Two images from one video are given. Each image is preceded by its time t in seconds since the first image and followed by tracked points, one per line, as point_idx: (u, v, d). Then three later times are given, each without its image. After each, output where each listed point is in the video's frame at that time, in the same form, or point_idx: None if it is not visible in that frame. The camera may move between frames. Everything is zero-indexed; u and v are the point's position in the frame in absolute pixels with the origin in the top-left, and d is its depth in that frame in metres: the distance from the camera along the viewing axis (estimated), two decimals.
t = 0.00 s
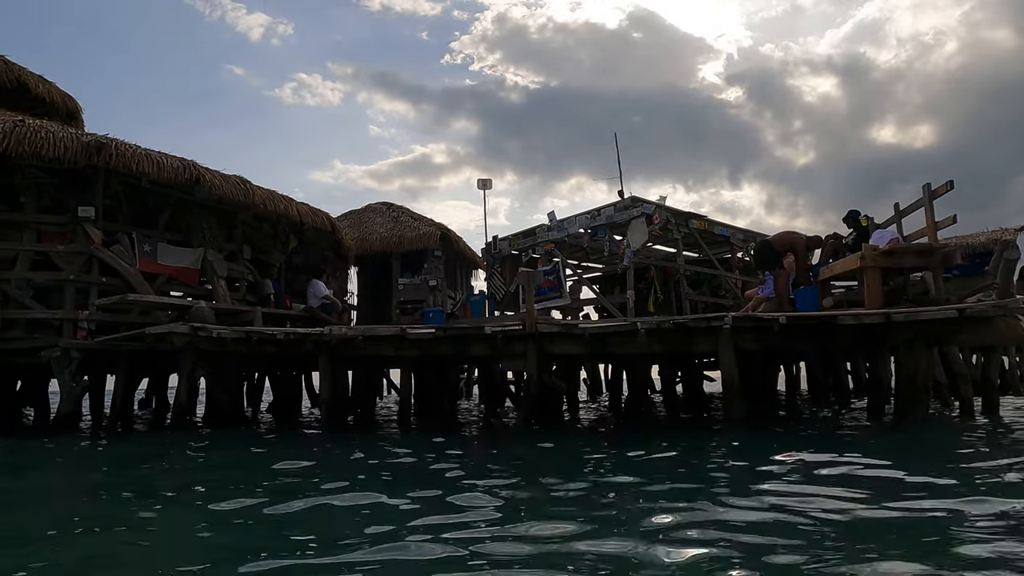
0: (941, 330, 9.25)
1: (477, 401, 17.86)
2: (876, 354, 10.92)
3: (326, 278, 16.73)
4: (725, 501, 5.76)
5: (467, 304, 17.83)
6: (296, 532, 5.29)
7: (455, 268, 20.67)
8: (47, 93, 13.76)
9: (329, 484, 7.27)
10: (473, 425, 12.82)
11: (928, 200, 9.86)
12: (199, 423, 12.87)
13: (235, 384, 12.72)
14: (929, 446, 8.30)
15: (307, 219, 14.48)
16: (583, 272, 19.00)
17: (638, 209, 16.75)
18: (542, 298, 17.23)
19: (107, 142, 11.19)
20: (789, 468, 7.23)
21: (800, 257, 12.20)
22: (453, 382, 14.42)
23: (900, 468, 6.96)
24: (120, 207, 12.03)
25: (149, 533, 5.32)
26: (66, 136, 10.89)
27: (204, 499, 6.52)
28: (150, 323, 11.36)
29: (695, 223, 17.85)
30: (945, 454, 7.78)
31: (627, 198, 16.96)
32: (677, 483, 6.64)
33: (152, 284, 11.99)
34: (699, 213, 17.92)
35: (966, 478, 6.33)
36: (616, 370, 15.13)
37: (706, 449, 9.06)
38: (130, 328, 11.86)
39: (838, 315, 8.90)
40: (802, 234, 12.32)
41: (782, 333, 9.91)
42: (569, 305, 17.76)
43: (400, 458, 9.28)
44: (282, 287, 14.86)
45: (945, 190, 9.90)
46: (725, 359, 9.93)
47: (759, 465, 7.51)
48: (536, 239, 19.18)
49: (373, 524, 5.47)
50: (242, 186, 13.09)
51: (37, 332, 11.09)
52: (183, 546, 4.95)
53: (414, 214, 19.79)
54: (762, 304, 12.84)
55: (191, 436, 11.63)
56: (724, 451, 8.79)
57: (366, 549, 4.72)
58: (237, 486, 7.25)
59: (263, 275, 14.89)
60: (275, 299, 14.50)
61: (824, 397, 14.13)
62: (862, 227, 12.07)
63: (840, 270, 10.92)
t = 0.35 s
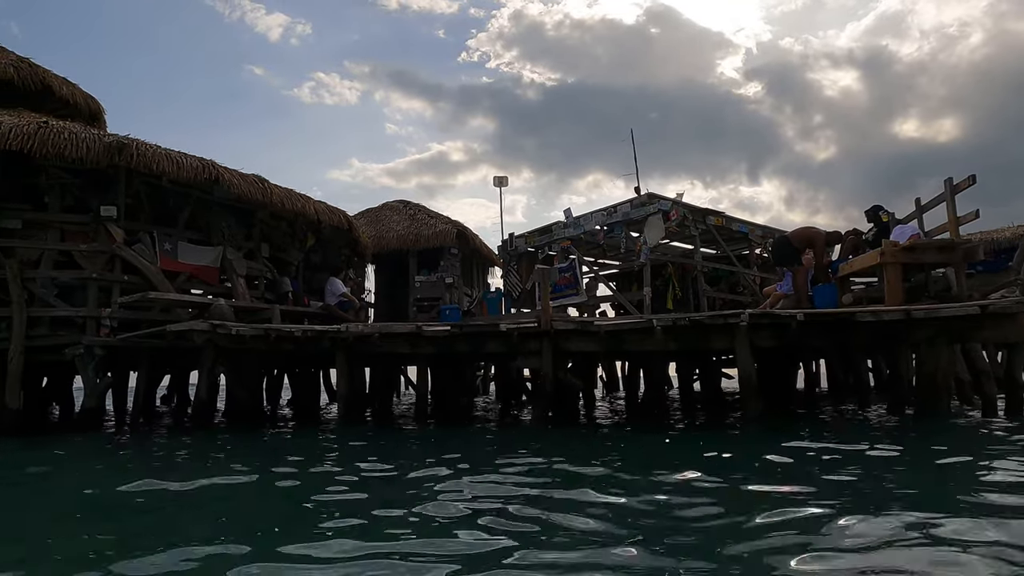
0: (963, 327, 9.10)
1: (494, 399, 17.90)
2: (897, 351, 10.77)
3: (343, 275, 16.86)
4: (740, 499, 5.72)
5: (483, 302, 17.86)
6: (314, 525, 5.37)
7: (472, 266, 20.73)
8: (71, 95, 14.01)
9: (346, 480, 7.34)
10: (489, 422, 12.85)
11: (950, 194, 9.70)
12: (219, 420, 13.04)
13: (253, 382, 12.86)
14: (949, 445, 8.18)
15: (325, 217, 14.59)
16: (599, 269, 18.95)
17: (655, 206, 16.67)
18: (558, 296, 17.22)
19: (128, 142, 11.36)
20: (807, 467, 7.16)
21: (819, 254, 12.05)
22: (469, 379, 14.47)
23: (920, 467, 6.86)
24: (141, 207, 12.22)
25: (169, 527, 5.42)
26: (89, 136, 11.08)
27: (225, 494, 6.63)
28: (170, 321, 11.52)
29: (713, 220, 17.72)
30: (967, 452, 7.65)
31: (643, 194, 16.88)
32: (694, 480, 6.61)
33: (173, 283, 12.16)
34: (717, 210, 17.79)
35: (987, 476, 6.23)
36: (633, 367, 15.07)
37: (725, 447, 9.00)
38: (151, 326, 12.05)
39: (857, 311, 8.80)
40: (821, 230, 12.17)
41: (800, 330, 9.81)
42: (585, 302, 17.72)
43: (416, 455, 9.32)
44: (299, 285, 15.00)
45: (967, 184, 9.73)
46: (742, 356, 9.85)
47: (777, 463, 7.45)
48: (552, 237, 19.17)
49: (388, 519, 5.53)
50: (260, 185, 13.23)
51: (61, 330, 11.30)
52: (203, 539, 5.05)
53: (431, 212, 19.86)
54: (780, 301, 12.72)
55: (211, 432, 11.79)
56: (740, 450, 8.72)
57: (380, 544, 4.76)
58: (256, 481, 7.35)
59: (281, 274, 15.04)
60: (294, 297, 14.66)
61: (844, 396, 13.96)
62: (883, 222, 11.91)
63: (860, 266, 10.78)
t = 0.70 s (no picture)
0: (980, 322, 8.98)
1: (506, 395, 17.94)
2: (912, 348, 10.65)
3: (356, 272, 16.93)
4: (752, 496, 5.69)
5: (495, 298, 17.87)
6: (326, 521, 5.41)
7: (484, 262, 20.75)
8: (86, 94, 14.16)
9: (358, 476, 7.38)
10: (501, 418, 12.87)
11: (967, 188, 9.57)
12: (233, 416, 13.16)
13: (267, 378, 12.96)
14: (965, 442, 8.08)
15: (337, 214, 14.65)
16: (611, 265, 18.89)
17: (667, 201, 16.59)
18: (569, 292, 17.19)
19: (142, 141, 11.46)
20: (820, 465, 7.10)
21: (833, 249, 11.93)
22: (481, 376, 14.50)
23: (936, 465, 6.78)
24: (156, 205, 12.33)
25: (184, 523, 5.48)
26: (104, 136, 11.19)
27: (239, 490, 6.69)
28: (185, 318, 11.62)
29: (726, 215, 17.61)
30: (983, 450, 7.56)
31: (655, 190, 16.80)
32: (706, 478, 6.58)
33: (187, 280, 12.27)
34: (730, 205, 17.66)
35: (1005, 475, 6.15)
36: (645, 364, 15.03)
37: (737, 444, 8.96)
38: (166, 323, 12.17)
39: (872, 307, 8.71)
40: (836, 225, 12.04)
41: (814, 326, 9.73)
42: (597, 298, 17.69)
43: (428, 451, 9.36)
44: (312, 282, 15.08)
45: (985, 178, 9.59)
46: (754, 352, 9.79)
47: (789, 461, 7.40)
48: (564, 233, 19.14)
49: (400, 515, 5.55)
50: (273, 183, 13.30)
51: (78, 327, 11.44)
52: (217, 535, 5.10)
53: (442, 209, 19.89)
54: (794, 297, 12.62)
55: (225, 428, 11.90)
56: (753, 446, 8.67)
57: (390, 541, 4.78)
58: (270, 477, 7.42)
59: (294, 271, 15.13)
60: (306, 294, 14.76)
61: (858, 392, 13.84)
62: (898, 217, 11.77)
63: (875, 261, 10.67)
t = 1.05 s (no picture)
0: (992, 317, 8.87)
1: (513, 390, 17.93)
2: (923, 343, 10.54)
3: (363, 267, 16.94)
4: (757, 492, 5.65)
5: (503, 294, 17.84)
6: (329, 515, 5.42)
7: (491, 257, 20.72)
8: (95, 91, 14.23)
9: (363, 471, 7.40)
10: (508, 414, 12.86)
11: (979, 181, 9.44)
12: (241, 411, 13.22)
13: (274, 373, 13.00)
14: (975, 439, 7.99)
15: (344, 210, 14.65)
16: (618, 260, 18.82)
17: (674, 196, 16.48)
18: (577, 287, 17.14)
19: (149, 136, 11.50)
20: (828, 460, 7.04)
21: (843, 244, 11.80)
22: (488, 371, 14.50)
23: (945, 462, 6.71)
24: (163, 201, 12.38)
25: (188, 517, 5.51)
26: (111, 132, 11.24)
27: (244, 485, 6.72)
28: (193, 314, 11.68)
29: (734, 210, 17.49)
30: (994, 446, 7.46)
31: (663, 184, 16.70)
32: (711, 473, 6.54)
33: (195, 275, 12.32)
34: (738, 199, 17.53)
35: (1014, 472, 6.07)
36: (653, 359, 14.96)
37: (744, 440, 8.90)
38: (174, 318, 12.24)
39: (881, 302, 8.62)
40: (846, 219, 11.92)
41: (822, 321, 9.65)
42: (604, 294, 17.62)
43: (434, 446, 9.36)
44: (319, 277, 15.10)
45: (997, 171, 9.46)
46: (762, 347, 9.71)
47: (797, 456, 7.35)
48: (571, 228, 19.08)
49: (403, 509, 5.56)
50: (279, 179, 13.31)
51: (87, 322, 11.51)
52: (221, 529, 5.13)
53: (450, 204, 19.86)
54: (803, 291, 12.52)
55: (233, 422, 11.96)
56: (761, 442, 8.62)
57: (392, 534, 4.78)
58: (276, 471, 7.45)
59: (302, 266, 15.16)
60: (313, 289, 14.78)
61: (868, 388, 13.72)
62: (909, 211, 11.63)
63: (885, 256, 10.56)
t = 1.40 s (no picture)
0: (1003, 313, 8.77)
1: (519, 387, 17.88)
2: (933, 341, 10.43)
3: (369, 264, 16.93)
4: (766, 488, 5.60)
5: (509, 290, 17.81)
6: (334, 510, 5.41)
7: (497, 254, 20.67)
8: (102, 87, 14.25)
9: (368, 467, 7.38)
10: (513, 411, 12.83)
11: (991, 175, 9.34)
12: (247, 407, 13.24)
13: (280, 370, 13.01)
14: (986, 436, 7.90)
15: (350, 206, 14.63)
16: (625, 257, 18.74)
17: (681, 192, 16.40)
18: (583, 284, 17.09)
19: (156, 132, 11.50)
20: (838, 457, 6.97)
21: (852, 240, 11.71)
22: (495, 368, 14.45)
23: (956, 459, 6.64)
24: (170, 197, 12.40)
25: (195, 511, 5.51)
26: (118, 128, 11.25)
27: (250, 480, 6.73)
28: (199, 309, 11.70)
29: (742, 207, 17.39)
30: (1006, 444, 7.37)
31: (670, 180, 16.62)
32: (719, 470, 6.49)
33: (201, 271, 12.34)
34: (746, 196, 17.43)
35: None
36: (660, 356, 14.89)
37: (751, 437, 8.84)
38: (181, 314, 12.26)
39: (891, 297, 8.54)
40: (855, 215, 11.81)
41: (831, 317, 9.57)
42: (611, 290, 17.56)
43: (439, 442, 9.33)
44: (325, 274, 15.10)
45: (1009, 165, 9.35)
46: (770, 344, 9.64)
47: (806, 453, 7.29)
48: (578, 224, 19.04)
49: (410, 504, 5.54)
50: (286, 175, 13.30)
51: (95, 317, 11.55)
52: (226, 523, 5.13)
53: (456, 201, 19.82)
54: (811, 288, 12.44)
55: (239, 418, 11.98)
56: (769, 439, 8.56)
57: (398, 529, 4.76)
58: (283, 467, 7.46)
59: (308, 262, 15.16)
60: (320, 286, 14.77)
61: (877, 386, 13.60)
62: (919, 206, 11.53)
63: (895, 251, 10.47)
